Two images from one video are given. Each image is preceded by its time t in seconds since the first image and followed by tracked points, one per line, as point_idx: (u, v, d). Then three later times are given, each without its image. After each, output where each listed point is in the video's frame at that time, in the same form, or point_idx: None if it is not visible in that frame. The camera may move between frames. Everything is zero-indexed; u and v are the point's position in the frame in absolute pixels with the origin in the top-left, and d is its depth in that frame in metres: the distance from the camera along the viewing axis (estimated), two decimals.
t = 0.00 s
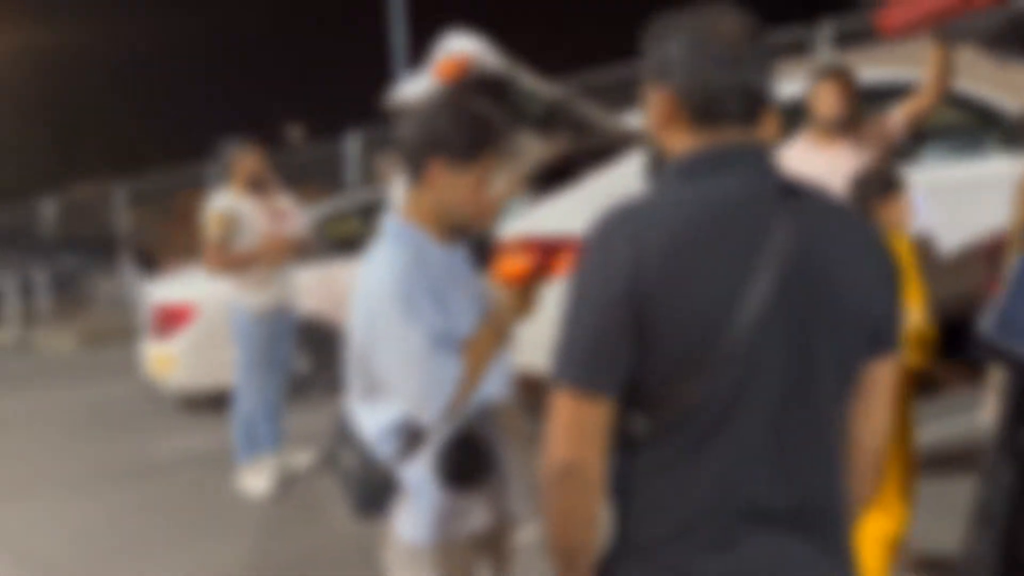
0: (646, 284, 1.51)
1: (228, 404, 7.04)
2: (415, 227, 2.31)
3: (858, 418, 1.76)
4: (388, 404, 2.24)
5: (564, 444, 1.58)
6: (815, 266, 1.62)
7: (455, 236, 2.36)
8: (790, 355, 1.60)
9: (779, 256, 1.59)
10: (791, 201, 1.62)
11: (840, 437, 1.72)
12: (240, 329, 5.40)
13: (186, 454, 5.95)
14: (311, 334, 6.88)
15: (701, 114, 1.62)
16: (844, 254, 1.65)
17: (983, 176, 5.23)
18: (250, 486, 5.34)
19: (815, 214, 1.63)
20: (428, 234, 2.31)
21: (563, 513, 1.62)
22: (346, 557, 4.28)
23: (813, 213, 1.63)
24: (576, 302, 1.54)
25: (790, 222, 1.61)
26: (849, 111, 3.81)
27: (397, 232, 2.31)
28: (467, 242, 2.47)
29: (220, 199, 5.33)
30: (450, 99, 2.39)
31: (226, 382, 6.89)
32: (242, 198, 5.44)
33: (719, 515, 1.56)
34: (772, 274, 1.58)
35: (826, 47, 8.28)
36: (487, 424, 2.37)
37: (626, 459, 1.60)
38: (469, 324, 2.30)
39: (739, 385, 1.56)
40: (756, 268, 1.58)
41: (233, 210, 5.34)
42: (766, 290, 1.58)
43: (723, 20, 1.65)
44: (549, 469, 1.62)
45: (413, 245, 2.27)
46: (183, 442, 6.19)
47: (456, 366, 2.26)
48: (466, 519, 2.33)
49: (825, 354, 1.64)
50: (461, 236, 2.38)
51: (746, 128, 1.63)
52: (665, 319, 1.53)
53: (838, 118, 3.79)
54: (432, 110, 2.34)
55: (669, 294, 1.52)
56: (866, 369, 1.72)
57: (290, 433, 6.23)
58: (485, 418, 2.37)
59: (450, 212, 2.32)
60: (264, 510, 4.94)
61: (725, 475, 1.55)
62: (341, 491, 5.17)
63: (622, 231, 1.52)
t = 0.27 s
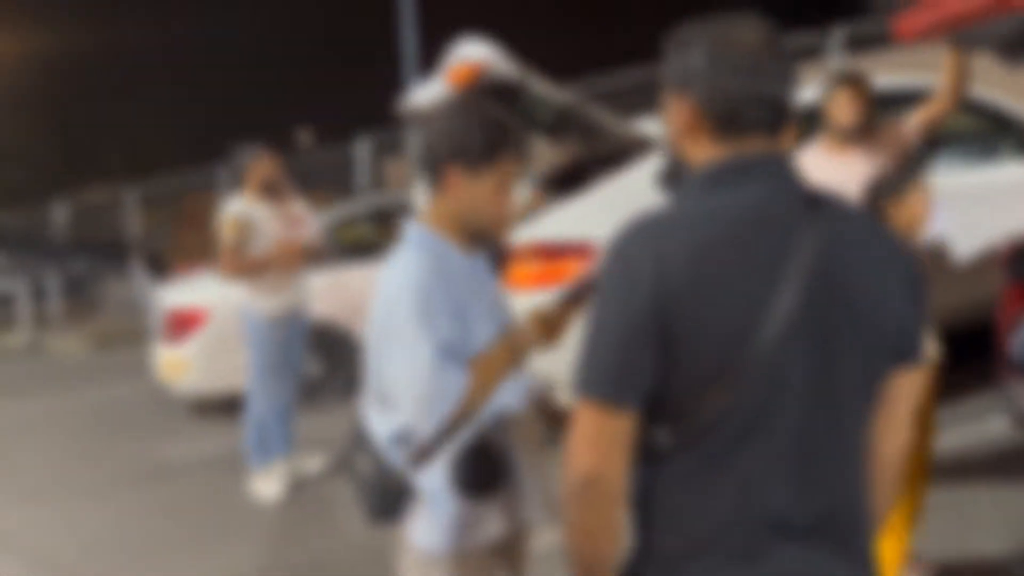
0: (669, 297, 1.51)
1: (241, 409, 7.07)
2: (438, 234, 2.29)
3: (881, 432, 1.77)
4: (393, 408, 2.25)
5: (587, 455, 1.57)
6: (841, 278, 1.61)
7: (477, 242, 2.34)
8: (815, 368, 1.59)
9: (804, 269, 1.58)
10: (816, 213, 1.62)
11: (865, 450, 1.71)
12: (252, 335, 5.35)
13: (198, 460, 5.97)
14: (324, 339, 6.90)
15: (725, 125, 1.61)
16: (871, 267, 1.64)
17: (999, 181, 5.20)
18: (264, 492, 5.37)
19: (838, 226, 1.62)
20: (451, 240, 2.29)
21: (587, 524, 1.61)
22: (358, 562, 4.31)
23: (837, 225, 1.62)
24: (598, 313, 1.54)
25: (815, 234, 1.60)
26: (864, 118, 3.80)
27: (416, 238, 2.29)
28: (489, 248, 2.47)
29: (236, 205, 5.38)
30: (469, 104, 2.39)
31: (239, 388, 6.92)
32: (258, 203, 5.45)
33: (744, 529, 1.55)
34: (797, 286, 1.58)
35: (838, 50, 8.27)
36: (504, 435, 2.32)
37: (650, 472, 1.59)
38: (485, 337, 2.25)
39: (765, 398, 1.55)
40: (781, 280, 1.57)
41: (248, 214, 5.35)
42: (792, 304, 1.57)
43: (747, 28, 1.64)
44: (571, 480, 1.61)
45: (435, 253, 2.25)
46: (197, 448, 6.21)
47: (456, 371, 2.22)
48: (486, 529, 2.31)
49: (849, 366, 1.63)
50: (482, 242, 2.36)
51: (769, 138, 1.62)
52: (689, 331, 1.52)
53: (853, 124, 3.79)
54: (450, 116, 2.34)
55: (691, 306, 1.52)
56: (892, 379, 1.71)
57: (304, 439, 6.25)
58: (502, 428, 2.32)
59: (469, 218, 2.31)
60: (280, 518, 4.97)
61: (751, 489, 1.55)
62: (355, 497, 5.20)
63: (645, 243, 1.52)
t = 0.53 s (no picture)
0: (686, 305, 1.51)
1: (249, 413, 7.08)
2: (454, 240, 2.29)
3: (894, 443, 1.77)
4: (391, 405, 2.22)
5: (605, 465, 1.57)
6: (857, 288, 1.62)
7: (492, 248, 2.34)
8: (832, 376, 1.60)
9: (819, 278, 1.59)
10: (832, 223, 1.63)
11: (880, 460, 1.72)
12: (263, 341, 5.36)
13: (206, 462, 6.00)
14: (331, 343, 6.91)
15: (742, 134, 1.61)
16: (886, 276, 1.65)
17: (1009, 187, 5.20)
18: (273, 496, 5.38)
19: (853, 236, 1.63)
20: (467, 246, 2.29)
21: (602, 533, 1.61)
22: (370, 563, 4.35)
23: (852, 235, 1.63)
24: (615, 321, 1.54)
25: (831, 245, 1.61)
26: (875, 123, 3.81)
27: (433, 245, 2.29)
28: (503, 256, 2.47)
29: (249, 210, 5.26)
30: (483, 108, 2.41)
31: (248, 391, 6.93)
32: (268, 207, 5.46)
33: (762, 537, 1.55)
34: (813, 296, 1.58)
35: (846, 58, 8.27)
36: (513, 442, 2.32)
37: (668, 481, 1.59)
38: (500, 350, 2.26)
39: (782, 406, 1.55)
40: (798, 289, 1.58)
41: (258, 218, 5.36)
42: (807, 314, 1.57)
43: (763, 36, 1.64)
44: (587, 486, 1.61)
45: (451, 260, 2.25)
46: (206, 452, 6.22)
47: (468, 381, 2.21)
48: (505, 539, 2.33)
49: (864, 375, 1.64)
50: (498, 248, 2.36)
51: (784, 146, 1.63)
52: (706, 338, 1.52)
53: (864, 130, 3.79)
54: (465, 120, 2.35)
55: (708, 313, 1.52)
56: (906, 389, 1.72)
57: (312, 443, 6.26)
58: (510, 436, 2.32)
59: (483, 222, 2.32)
60: (290, 521, 4.98)
61: (769, 497, 1.55)
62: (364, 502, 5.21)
63: (663, 251, 1.51)
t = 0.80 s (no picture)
0: (695, 308, 1.52)
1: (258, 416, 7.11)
2: (467, 243, 2.31)
3: (906, 450, 1.76)
4: (395, 406, 2.22)
5: (615, 469, 1.57)
6: (868, 294, 1.63)
7: (504, 251, 2.35)
8: (842, 381, 1.60)
9: (830, 283, 1.60)
10: (842, 229, 1.64)
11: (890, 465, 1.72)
12: (272, 344, 5.38)
13: (215, 464, 6.04)
14: (340, 346, 6.93)
15: (753, 137, 1.62)
16: (897, 282, 1.66)
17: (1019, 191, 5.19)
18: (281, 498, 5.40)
19: (865, 242, 1.64)
20: (479, 249, 2.31)
21: (611, 537, 1.61)
22: (377, 565, 4.37)
23: (862, 239, 1.64)
24: (624, 323, 1.55)
25: (842, 250, 1.62)
26: (883, 129, 3.81)
27: (446, 247, 2.31)
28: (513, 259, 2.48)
29: (258, 215, 5.39)
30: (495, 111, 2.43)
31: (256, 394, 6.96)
32: (276, 210, 5.49)
33: (770, 542, 1.55)
34: (824, 302, 1.59)
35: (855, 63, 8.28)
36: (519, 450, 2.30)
37: (680, 486, 1.60)
38: (512, 354, 2.26)
39: (792, 411, 1.56)
40: (809, 296, 1.58)
41: (266, 221, 5.40)
42: (818, 320, 1.58)
43: (773, 40, 1.65)
44: (597, 489, 1.61)
45: (461, 264, 2.26)
46: (215, 454, 6.25)
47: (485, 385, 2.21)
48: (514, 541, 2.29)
49: (874, 379, 1.64)
50: (512, 251, 2.37)
51: (795, 152, 1.63)
52: (718, 342, 1.53)
53: (874, 135, 3.80)
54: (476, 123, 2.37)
55: (718, 317, 1.53)
56: (917, 394, 1.72)
57: (320, 446, 6.27)
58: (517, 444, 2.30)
59: (494, 225, 2.33)
60: (299, 524, 5.00)
61: (779, 501, 1.55)
62: (371, 504, 5.23)
63: (673, 255, 1.52)
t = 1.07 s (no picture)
0: (705, 312, 1.51)
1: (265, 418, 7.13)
2: (476, 246, 2.31)
3: (916, 457, 1.76)
4: (397, 408, 2.22)
5: (624, 472, 1.57)
6: (880, 301, 1.62)
7: (514, 254, 2.35)
8: (852, 387, 1.60)
9: (840, 287, 1.59)
10: (853, 234, 1.63)
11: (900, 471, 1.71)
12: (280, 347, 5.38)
13: (223, 466, 6.03)
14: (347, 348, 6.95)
15: (762, 141, 1.62)
16: (908, 288, 1.65)
17: None
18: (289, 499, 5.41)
19: (875, 246, 1.64)
20: (487, 252, 2.31)
21: (619, 542, 1.60)
22: (386, 567, 4.37)
23: (872, 243, 1.64)
24: (632, 326, 1.55)
25: (853, 256, 1.62)
26: (893, 131, 3.80)
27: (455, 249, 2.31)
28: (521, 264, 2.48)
29: (266, 218, 5.41)
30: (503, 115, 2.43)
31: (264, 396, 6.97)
32: (284, 213, 5.50)
33: (780, 548, 1.55)
34: (834, 305, 1.58)
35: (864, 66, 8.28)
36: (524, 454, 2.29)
37: (690, 491, 1.59)
38: (519, 361, 2.27)
39: (802, 417, 1.56)
40: (819, 301, 1.58)
41: (274, 224, 5.41)
42: (829, 323, 1.57)
43: (781, 45, 1.65)
44: (605, 493, 1.61)
45: (469, 266, 2.27)
46: (223, 455, 6.26)
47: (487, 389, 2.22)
48: (525, 543, 2.28)
49: (885, 384, 1.64)
50: (521, 254, 2.36)
51: (805, 156, 1.63)
52: (727, 348, 1.53)
53: (883, 138, 3.80)
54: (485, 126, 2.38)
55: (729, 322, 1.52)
56: (926, 400, 1.72)
57: (328, 448, 6.28)
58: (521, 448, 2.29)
59: (503, 228, 2.33)
60: (307, 525, 5.01)
61: (788, 506, 1.55)
62: (379, 506, 5.24)
63: (682, 257, 1.52)
